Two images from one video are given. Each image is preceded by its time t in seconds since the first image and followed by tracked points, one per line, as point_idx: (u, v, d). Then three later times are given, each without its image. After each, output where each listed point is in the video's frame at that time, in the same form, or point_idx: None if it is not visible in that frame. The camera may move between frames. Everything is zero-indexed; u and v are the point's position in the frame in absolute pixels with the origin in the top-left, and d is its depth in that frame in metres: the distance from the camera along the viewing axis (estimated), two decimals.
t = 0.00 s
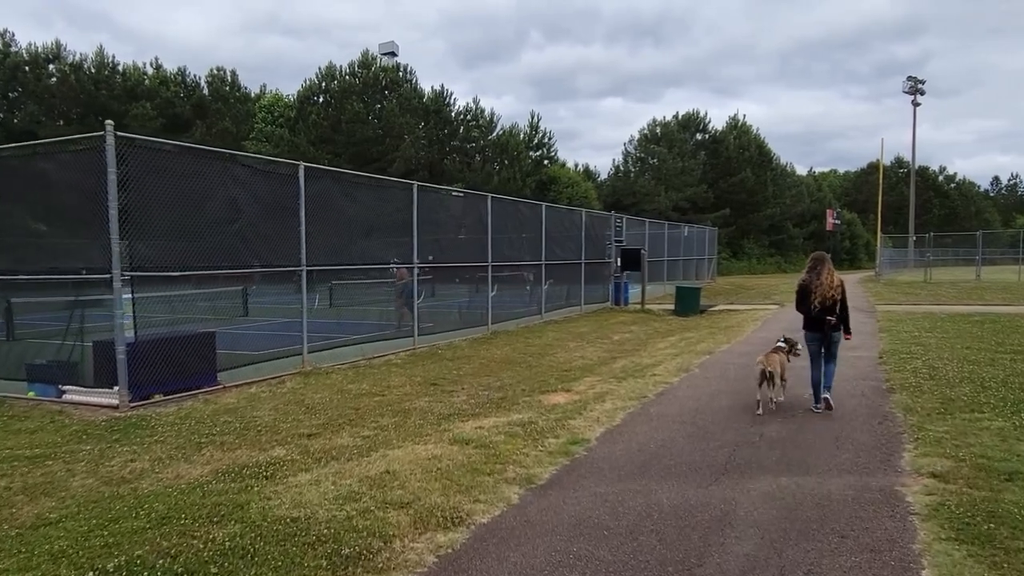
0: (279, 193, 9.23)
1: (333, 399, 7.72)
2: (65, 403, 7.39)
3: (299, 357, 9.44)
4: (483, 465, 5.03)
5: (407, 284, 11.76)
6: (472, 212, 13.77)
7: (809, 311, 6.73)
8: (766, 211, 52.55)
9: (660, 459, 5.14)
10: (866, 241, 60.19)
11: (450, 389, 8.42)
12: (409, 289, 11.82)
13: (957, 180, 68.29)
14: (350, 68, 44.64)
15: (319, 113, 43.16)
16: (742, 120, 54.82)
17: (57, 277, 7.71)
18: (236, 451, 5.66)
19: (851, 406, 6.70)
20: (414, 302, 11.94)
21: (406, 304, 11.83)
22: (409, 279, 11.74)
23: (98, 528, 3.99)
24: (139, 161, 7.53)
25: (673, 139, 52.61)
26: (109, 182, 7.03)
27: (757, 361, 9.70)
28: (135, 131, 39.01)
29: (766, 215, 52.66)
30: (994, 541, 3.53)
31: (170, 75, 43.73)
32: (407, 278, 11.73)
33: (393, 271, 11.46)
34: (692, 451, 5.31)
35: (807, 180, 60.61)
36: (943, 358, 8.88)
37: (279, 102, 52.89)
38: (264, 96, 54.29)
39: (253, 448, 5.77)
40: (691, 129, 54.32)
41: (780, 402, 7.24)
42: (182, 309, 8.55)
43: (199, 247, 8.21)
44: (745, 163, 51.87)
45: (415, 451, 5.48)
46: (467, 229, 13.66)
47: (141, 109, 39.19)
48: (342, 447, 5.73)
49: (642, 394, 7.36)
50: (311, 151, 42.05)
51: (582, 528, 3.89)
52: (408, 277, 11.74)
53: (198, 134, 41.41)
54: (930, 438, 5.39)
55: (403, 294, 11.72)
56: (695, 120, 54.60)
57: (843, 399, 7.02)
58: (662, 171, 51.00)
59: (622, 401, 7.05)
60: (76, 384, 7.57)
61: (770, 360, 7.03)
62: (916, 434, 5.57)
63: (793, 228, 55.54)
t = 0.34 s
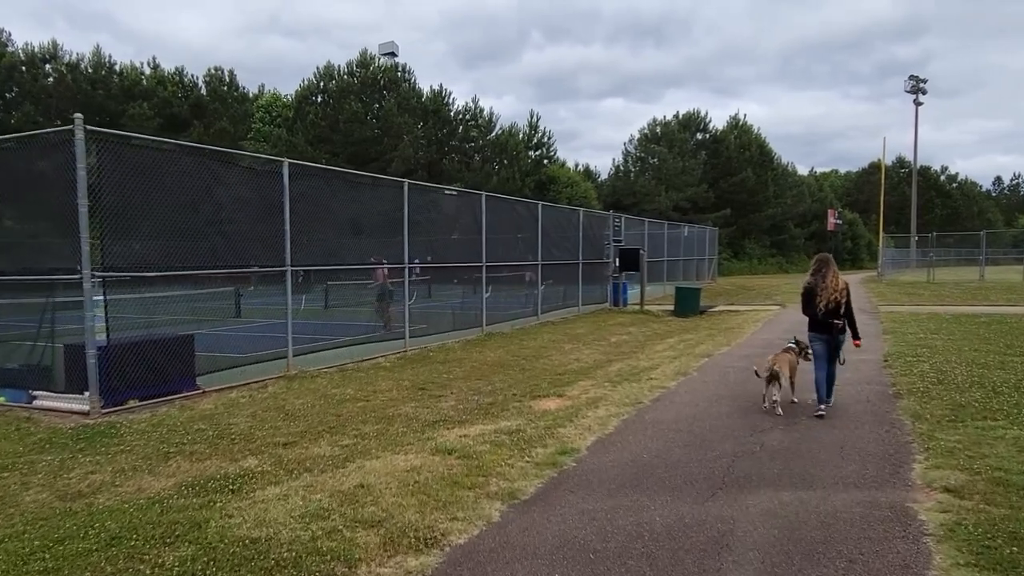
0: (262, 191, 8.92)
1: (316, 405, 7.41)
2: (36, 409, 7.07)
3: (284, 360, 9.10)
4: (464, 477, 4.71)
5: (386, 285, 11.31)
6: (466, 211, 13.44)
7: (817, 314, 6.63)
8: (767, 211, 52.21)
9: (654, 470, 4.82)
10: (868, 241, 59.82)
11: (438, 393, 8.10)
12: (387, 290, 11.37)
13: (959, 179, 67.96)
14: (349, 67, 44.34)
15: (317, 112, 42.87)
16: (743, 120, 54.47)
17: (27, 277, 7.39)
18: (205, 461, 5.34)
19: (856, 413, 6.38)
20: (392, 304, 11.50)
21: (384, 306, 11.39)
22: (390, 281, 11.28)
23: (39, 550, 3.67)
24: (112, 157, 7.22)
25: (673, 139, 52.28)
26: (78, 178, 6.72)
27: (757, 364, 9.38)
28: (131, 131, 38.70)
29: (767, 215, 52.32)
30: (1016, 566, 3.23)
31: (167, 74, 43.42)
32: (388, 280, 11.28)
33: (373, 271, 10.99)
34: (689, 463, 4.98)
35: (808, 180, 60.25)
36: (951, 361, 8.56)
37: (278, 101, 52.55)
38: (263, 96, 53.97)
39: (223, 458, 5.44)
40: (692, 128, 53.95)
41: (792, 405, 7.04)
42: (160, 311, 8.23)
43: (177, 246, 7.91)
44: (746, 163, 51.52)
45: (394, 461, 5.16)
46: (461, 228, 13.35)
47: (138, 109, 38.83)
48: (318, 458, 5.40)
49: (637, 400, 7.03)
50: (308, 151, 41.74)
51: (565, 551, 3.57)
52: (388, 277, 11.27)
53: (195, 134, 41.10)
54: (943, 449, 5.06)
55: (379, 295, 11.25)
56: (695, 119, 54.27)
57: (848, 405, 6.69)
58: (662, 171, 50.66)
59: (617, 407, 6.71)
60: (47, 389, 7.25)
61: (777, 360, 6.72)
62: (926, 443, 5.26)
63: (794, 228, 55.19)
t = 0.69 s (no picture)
0: (241, 191, 8.60)
1: (294, 414, 7.08)
2: None
3: (265, 367, 8.80)
4: (438, 498, 4.37)
5: (359, 288, 10.72)
6: (458, 212, 13.12)
7: (820, 311, 6.73)
8: (768, 212, 51.86)
9: (643, 490, 4.48)
10: (870, 242, 59.46)
11: (423, 401, 7.76)
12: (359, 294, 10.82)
13: (961, 180, 67.57)
14: (347, 67, 44.03)
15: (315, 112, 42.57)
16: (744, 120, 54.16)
17: None
18: (165, 478, 5.00)
19: (860, 424, 6.05)
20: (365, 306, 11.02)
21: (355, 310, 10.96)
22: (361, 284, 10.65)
23: None
24: (80, 154, 6.90)
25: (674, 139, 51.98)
26: (42, 176, 6.40)
27: (757, 370, 9.04)
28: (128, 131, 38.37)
29: (768, 215, 51.95)
30: None
31: (165, 74, 43.13)
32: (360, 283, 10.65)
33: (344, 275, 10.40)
34: (680, 481, 4.65)
35: (809, 181, 59.91)
36: (957, 367, 8.24)
37: (276, 102, 52.24)
38: (261, 96, 53.66)
39: (185, 474, 5.10)
40: (692, 128, 53.63)
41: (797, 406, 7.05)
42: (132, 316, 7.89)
43: (149, 247, 7.59)
44: (748, 163, 51.16)
45: (365, 479, 4.82)
46: (453, 229, 13.02)
47: (135, 108, 38.50)
48: (287, 474, 5.06)
49: (630, 409, 6.69)
50: (306, 151, 41.42)
51: None
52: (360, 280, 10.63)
53: (193, 134, 40.78)
54: (953, 465, 4.73)
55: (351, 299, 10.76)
56: (696, 120, 53.95)
57: (851, 416, 6.35)
58: (663, 171, 50.34)
59: (608, 418, 6.38)
60: (12, 399, 6.92)
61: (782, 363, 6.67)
62: (934, 459, 4.93)
63: (796, 229, 54.84)
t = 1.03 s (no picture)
0: (218, 192, 8.31)
1: (271, 424, 6.78)
2: None
3: (247, 375, 8.54)
4: (406, 520, 4.07)
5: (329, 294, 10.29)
6: (450, 214, 12.83)
7: (818, 315, 6.60)
8: (771, 214, 51.49)
9: (627, 511, 4.18)
10: (874, 244, 59.11)
11: (408, 411, 7.47)
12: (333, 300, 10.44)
13: (966, 181, 67.07)
14: (348, 69, 43.85)
15: (315, 115, 42.40)
16: (747, 121, 53.85)
17: None
18: (123, 496, 4.73)
19: (862, 436, 5.73)
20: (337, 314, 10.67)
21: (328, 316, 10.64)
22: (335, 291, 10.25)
23: None
24: (46, 154, 6.63)
25: (676, 141, 51.71)
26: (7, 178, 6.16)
27: (755, 378, 8.73)
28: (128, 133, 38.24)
29: (771, 217, 51.57)
30: None
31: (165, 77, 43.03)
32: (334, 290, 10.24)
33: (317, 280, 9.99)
34: (668, 500, 4.35)
35: (813, 182, 59.50)
36: (965, 374, 7.92)
37: (277, 104, 52.10)
38: (262, 100, 53.56)
39: (145, 493, 4.81)
40: (694, 130, 53.30)
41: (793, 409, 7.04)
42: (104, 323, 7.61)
43: (122, 251, 7.33)
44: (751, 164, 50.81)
45: (333, 497, 4.53)
46: (446, 232, 12.73)
47: (135, 111, 38.35)
48: (252, 491, 4.77)
49: (620, 420, 6.38)
50: (306, 153, 41.23)
51: None
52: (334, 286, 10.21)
53: (192, 137, 40.63)
54: (961, 483, 4.41)
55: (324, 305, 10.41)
56: (698, 121, 53.66)
57: (853, 426, 6.03)
58: (665, 173, 50.02)
59: (596, 429, 6.07)
60: None
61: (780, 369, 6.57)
62: (941, 476, 4.61)
63: (799, 231, 54.47)
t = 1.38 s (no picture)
0: (196, 192, 8.13)
1: (244, 434, 6.48)
2: None
3: (225, 381, 8.24)
4: (371, 543, 3.77)
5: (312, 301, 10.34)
6: (442, 215, 12.55)
7: (817, 317, 6.68)
8: (772, 216, 51.18)
9: (610, 533, 3.88)
10: (875, 246, 58.82)
11: (390, 419, 7.17)
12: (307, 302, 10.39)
13: (967, 183, 66.76)
14: (346, 71, 43.60)
15: (313, 116, 42.13)
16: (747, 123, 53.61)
17: None
18: (75, 515, 4.43)
19: (864, 448, 5.43)
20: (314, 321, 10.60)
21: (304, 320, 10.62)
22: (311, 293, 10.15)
23: None
24: (20, 154, 6.54)
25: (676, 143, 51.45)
26: None
27: (752, 384, 8.42)
28: (125, 135, 37.94)
29: (772, 220, 51.28)
30: None
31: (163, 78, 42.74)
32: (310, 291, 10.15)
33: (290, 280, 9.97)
34: (654, 520, 4.05)
35: (814, 185, 59.20)
36: (970, 381, 7.62)
37: (275, 106, 51.82)
38: (260, 101, 53.28)
39: (98, 510, 4.52)
40: (694, 132, 53.05)
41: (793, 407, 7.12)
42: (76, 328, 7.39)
43: (110, 251, 7.36)
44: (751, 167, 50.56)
45: (296, 517, 4.23)
46: (437, 233, 12.44)
47: (132, 112, 38.07)
48: (212, 509, 4.47)
49: (610, 430, 6.08)
50: (303, 155, 40.95)
51: None
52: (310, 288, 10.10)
53: (189, 139, 40.34)
54: (969, 503, 4.11)
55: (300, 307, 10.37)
56: (698, 123, 53.40)
57: (854, 437, 5.73)
58: (665, 175, 49.75)
59: (583, 441, 5.76)
60: None
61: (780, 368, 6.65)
62: (949, 493, 4.32)
63: (800, 233, 54.19)
